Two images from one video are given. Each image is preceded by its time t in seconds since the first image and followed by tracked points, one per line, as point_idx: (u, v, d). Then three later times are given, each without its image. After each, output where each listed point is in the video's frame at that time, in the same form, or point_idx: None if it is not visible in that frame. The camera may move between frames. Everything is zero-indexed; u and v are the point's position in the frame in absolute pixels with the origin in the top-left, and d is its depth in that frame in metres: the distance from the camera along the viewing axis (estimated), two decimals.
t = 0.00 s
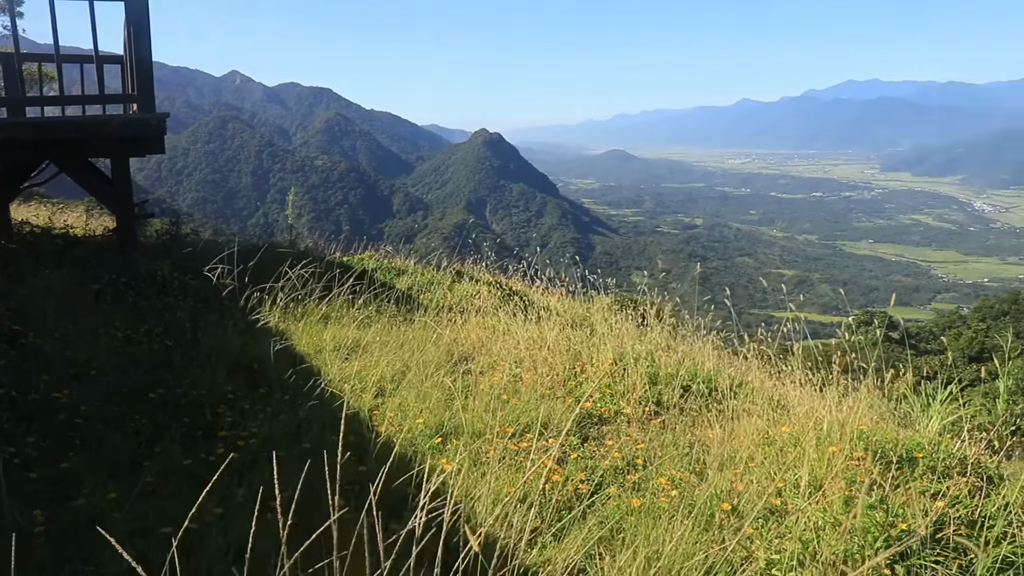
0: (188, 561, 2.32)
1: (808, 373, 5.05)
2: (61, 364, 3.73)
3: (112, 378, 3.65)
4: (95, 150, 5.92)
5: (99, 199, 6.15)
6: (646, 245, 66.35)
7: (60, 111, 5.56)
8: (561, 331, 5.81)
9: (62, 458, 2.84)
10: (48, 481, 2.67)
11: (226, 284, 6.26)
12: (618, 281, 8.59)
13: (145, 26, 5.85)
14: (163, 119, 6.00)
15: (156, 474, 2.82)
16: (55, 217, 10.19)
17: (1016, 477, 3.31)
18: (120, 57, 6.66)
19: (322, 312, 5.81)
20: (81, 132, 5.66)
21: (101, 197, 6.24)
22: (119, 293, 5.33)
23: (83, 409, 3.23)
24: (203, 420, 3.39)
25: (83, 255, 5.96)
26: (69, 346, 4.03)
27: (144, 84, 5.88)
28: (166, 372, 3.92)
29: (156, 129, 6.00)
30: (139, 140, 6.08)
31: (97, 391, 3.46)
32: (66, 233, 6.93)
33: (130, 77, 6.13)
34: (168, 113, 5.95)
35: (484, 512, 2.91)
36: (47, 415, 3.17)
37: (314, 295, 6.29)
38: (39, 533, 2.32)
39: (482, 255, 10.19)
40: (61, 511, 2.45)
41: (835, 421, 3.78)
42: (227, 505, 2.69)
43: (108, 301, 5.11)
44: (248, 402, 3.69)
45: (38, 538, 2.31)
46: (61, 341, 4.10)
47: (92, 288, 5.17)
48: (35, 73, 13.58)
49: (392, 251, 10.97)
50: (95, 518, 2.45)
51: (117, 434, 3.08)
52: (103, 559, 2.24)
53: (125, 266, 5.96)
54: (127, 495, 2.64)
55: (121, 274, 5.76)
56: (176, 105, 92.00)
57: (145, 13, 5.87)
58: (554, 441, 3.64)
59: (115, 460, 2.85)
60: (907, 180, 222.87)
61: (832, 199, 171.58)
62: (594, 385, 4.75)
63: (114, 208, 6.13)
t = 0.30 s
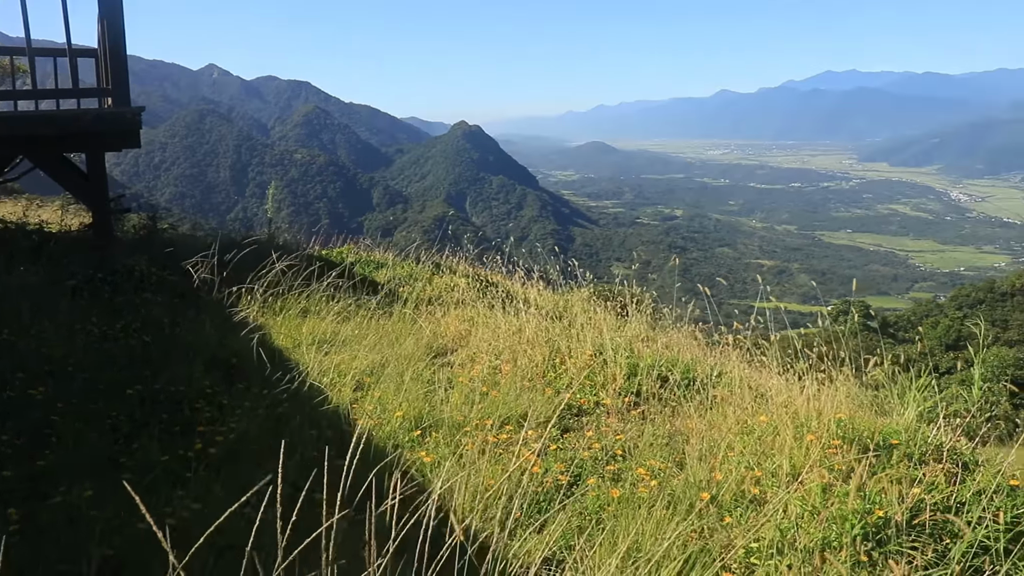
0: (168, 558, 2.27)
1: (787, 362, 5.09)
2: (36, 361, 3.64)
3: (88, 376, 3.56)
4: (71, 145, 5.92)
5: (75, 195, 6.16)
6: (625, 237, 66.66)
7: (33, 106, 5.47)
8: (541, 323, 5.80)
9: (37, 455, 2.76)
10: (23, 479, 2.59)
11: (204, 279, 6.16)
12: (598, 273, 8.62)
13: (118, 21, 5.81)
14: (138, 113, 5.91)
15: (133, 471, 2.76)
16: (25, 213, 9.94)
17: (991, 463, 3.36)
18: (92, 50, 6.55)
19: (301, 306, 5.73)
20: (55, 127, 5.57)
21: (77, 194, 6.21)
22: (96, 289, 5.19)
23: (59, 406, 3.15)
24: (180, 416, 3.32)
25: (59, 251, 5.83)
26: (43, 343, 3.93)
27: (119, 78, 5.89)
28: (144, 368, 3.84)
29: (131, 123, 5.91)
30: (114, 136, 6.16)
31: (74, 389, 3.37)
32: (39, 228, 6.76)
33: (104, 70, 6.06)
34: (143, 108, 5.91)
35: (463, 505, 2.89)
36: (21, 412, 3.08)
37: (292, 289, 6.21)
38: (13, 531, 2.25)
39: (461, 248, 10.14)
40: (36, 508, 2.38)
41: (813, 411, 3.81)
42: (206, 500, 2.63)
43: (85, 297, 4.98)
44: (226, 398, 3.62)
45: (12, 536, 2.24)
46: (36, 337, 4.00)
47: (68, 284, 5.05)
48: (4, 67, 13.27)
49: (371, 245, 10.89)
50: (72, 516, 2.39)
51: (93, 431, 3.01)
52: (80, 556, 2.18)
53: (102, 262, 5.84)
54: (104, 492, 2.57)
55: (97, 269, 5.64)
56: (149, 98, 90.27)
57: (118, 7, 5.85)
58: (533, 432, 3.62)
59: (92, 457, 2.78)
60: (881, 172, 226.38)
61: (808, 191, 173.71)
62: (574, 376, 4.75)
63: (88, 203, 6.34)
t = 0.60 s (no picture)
0: (142, 563, 2.20)
1: (763, 362, 5.12)
2: (6, 363, 3.52)
3: (60, 378, 3.46)
4: (42, 144, 5.78)
5: (46, 194, 6.01)
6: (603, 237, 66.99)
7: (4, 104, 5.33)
8: (519, 323, 5.77)
9: (8, 459, 2.66)
10: None
11: (179, 279, 6.04)
12: (577, 273, 8.62)
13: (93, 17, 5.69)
14: (113, 111, 5.83)
15: (107, 474, 2.67)
16: None
17: (964, 461, 3.41)
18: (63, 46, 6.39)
19: (278, 306, 5.64)
20: (27, 125, 5.43)
21: (49, 193, 6.05)
22: (70, 290, 5.05)
23: (31, 409, 3.05)
24: (156, 418, 3.24)
25: (30, 251, 5.67)
26: (14, 344, 3.81)
27: (94, 76, 5.77)
28: (119, 370, 3.74)
29: (107, 122, 5.82)
30: (88, 135, 6.04)
31: (45, 391, 3.27)
32: (8, 228, 6.57)
33: (78, 66, 5.93)
34: (118, 106, 5.79)
35: (442, 506, 2.86)
36: None
37: (268, 289, 6.11)
38: None
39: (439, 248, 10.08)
40: (7, 514, 2.30)
41: (790, 410, 3.83)
42: (183, 503, 2.56)
43: (58, 298, 4.84)
44: (202, 399, 3.54)
45: None
46: (6, 338, 3.87)
47: (41, 285, 4.91)
48: None
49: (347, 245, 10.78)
50: (43, 520, 2.30)
51: (66, 434, 2.91)
52: (50, 563, 2.10)
53: (74, 263, 5.70)
54: (77, 496, 2.49)
55: (70, 270, 5.50)
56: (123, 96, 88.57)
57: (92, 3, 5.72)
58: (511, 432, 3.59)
59: (64, 461, 2.69)
60: (854, 175, 230.33)
61: (783, 193, 176.16)
62: (551, 377, 4.73)
63: (65, 203, 6.19)
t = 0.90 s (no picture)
0: (123, 565, 2.15)
1: (746, 359, 5.15)
2: None
3: (40, 381, 3.38)
4: (18, 145, 5.60)
5: (24, 196, 5.85)
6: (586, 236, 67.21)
7: None
8: (501, 322, 5.75)
9: None
10: None
11: (159, 280, 5.94)
12: (560, 271, 8.62)
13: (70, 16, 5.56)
14: (93, 113, 5.69)
15: (88, 478, 2.61)
16: None
17: (944, 455, 3.44)
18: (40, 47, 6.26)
19: (260, 307, 5.57)
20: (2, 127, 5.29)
21: (27, 196, 5.91)
22: (49, 292, 4.94)
23: (9, 412, 2.97)
24: (137, 420, 3.17)
25: (6, 254, 5.55)
26: None
27: (72, 77, 5.64)
28: (99, 372, 3.66)
29: (86, 123, 5.67)
30: (67, 137, 5.89)
31: (24, 394, 3.19)
32: None
33: (54, 66, 5.82)
34: (97, 107, 5.65)
35: (426, 507, 2.82)
36: None
37: (249, 290, 6.02)
38: None
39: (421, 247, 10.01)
40: None
41: (773, 406, 3.84)
42: (165, 504, 2.51)
43: (37, 300, 4.74)
44: (184, 401, 3.47)
45: None
46: None
47: (18, 288, 4.81)
48: None
49: (329, 245, 10.69)
50: (21, 525, 2.24)
51: (46, 438, 2.84)
52: (28, 568, 2.04)
53: (52, 265, 5.58)
54: (56, 501, 2.43)
55: (48, 272, 5.39)
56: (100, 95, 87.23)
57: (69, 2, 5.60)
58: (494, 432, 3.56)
59: (43, 465, 2.62)
60: (832, 174, 233.34)
61: (763, 192, 177.93)
62: (534, 376, 4.71)
63: (42, 204, 6.05)
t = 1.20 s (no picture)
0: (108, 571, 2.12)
1: (732, 357, 5.16)
2: None
3: (23, 385, 3.31)
4: None
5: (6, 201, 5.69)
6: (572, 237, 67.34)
7: None
8: (486, 322, 5.72)
9: None
10: None
11: (144, 284, 5.87)
12: (547, 272, 8.61)
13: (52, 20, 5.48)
14: (76, 115, 5.59)
15: (73, 483, 2.56)
16: None
17: (928, 452, 3.47)
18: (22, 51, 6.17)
19: (246, 310, 5.51)
20: None
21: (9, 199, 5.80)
22: (33, 297, 4.84)
23: None
24: (121, 424, 3.11)
25: None
26: None
27: (54, 81, 5.54)
28: (83, 377, 3.60)
29: (68, 126, 5.57)
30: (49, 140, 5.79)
31: (6, 399, 3.13)
32: None
33: (36, 69, 5.73)
34: (80, 110, 5.55)
35: (410, 508, 2.79)
36: None
37: (235, 292, 5.96)
38: None
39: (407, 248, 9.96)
40: None
41: (759, 404, 3.84)
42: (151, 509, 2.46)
43: (20, 304, 4.65)
44: (169, 404, 3.41)
45: None
46: None
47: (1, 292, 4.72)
48: None
49: (314, 247, 10.60)
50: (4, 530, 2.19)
51: (29, 443, 2.78)
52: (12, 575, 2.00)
53: (36, 269, 5.49)
54: (40, 506, 2.37)
55: (32, 276, 5.30)
56: (81, 96, 86.00)
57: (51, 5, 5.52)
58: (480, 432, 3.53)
59: (26, 470, 2.57)
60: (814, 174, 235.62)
61: (747, 192, 179.31)
62: (520, 377, 4.69)
63: (25, 208, 5.88)
